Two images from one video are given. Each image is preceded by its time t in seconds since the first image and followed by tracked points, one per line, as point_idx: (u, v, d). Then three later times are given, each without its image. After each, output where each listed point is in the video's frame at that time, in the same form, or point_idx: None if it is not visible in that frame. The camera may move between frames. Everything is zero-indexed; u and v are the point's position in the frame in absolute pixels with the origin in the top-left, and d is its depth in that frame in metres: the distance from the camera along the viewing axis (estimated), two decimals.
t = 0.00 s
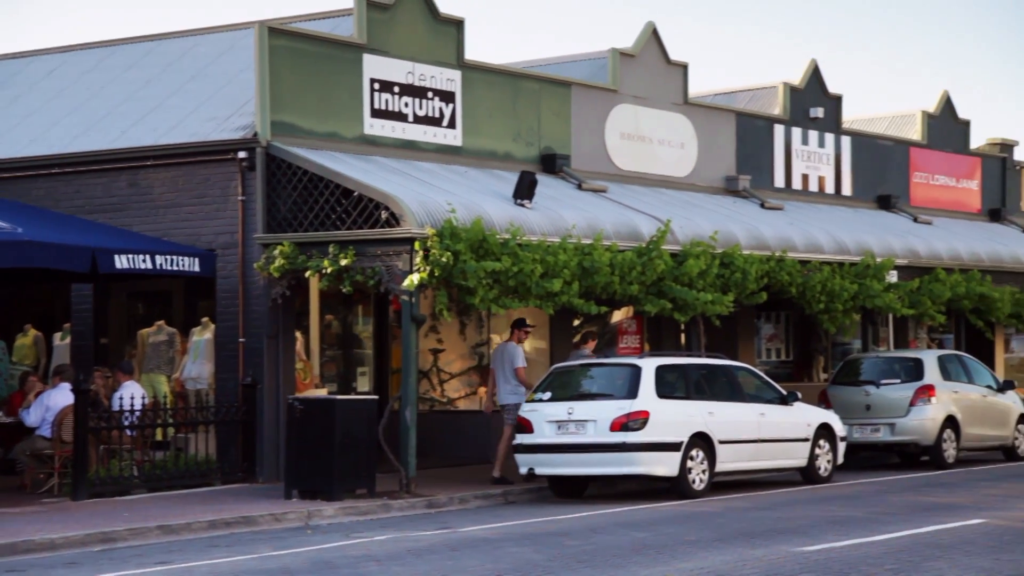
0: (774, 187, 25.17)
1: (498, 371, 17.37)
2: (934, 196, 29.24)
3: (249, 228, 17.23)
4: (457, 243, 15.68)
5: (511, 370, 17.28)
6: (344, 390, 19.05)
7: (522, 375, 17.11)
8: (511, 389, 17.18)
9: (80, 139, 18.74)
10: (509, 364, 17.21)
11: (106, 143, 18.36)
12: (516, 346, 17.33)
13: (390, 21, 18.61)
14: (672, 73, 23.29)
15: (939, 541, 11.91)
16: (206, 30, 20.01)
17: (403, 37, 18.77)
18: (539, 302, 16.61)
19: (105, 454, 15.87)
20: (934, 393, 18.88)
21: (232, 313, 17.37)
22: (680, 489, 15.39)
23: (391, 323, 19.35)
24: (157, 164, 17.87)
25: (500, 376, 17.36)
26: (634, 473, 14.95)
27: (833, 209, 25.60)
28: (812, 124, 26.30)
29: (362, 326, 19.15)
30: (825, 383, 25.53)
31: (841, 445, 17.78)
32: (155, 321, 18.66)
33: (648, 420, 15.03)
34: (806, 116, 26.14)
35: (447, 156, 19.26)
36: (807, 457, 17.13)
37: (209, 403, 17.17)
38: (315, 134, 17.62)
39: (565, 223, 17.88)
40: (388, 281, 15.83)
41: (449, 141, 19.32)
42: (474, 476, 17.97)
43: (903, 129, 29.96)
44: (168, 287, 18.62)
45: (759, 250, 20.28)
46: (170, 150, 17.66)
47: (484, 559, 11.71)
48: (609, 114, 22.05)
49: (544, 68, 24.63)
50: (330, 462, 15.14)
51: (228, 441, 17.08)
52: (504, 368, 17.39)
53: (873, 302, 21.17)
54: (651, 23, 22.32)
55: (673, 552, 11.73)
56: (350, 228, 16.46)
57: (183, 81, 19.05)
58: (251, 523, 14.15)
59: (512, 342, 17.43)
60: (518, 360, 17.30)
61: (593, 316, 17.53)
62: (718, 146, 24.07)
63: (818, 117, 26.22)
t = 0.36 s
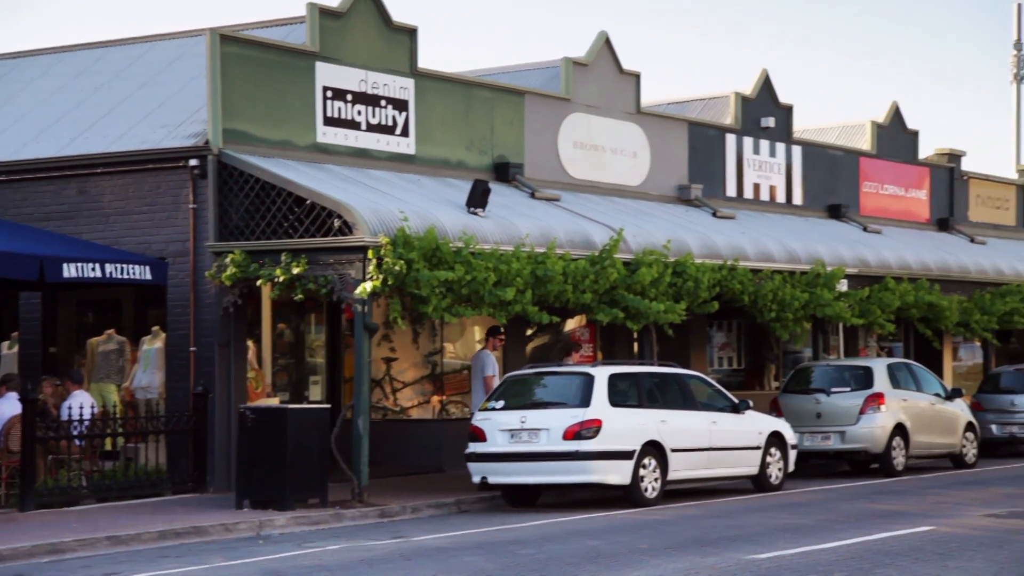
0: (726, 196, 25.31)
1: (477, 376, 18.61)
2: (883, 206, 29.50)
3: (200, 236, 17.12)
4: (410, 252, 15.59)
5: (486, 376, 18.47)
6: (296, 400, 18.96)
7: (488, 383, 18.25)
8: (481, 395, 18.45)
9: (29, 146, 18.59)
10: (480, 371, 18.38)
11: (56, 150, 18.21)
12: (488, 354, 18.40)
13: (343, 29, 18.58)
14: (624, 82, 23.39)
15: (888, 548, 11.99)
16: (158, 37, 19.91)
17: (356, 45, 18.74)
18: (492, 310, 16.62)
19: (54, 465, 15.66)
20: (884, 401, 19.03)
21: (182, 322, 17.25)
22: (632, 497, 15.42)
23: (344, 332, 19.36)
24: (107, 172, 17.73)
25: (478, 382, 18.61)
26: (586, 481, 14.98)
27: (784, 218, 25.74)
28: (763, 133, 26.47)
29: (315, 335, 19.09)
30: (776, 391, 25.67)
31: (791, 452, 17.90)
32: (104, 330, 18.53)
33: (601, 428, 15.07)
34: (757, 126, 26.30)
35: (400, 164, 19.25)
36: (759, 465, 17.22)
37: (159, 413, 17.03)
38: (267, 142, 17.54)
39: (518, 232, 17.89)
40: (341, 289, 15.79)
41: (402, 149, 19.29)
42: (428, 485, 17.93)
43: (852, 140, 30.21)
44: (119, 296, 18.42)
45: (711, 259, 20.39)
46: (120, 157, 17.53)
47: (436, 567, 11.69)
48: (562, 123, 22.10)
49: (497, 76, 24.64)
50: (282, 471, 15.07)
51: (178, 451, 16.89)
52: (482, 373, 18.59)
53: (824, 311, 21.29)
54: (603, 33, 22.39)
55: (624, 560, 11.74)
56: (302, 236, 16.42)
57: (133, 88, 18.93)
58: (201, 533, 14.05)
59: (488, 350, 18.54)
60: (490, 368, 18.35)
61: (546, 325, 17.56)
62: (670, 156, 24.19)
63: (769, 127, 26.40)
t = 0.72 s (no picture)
0: (677, 206, 25.43)
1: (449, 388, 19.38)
2: (832, 216, 29.74)
3: (150, 244, 17.00)
4: (362, 261, 15.56)
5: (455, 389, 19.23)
6: (246, 409, 18.87)
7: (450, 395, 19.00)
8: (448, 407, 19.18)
9: None
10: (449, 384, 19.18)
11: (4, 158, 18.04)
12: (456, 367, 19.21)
13: (294, 38, 18.53)
14: (576, 92, 23.47)
15: (836, 556, 12.07)
16: (107, 44, 19.79)
17: (307, 53, 18.70)
18: (443, 319, 16.61)
19: None
20: (832, 409, 19.19)
21: (131, 331, 17.13)
22: (582, 506, 15.46)
23: (295, 341, 19.38)
24: (55, 180, 17.58)
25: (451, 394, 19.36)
26: (538, 490, 15.00)
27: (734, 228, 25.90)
28: (714, 143, 26.62)
29: (266, 344, 19.03)
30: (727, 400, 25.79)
31: (742, 461, 17.99)
32: (51, 339, 18.53)
33: (552, 437, 15.09)
34: (708, 136, 26.45)
35: (352, 173, 19.22)
36: (709, 474, 17.31)
37: (107, 423, 16.88)
38: (218, 151, 17.45)
39: (470, 241, 17.90)
40: (292, 298, 15.76)
41: (353, 158, 19.27)
42: (379, 495, 17.88)
43: (801, 150, 30.46)
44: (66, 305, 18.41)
45: (662, 268, 20.48)
46: (68, 165, 17.38)
47: None
48: (514, 132, 22.13)
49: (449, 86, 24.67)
50: (231, 481, 14.96)
51: (127, 461, 16.75)
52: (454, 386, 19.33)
53: (773, 320, 21.39)
54: (555, 43, 22.45)
55: (575, 569, 11.75)
56: (253, 244, 16.38)
57: (82, 95, 18.80)
58: (150, 544, 13.94)
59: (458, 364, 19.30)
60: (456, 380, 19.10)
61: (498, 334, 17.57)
62: (621, 165, 24.29)
63: (719, 137, 26.57)
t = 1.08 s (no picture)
0: (629, 214, 25.51)
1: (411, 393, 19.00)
2: (782, 224, 29.94)
3: (99, 252, 16.88)
4: (313, 268, 15.54)
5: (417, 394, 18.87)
6: (196, 418, 18.75)
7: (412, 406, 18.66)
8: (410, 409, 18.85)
9: None
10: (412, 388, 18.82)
11: None
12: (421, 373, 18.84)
13: (245, 45, 18.45)
14: (529, 100, 23.49)
15: (786, 562, 12.15)
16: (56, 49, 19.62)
17: (258, 60, 18.61)
18: (395, 327, 16.57)
19: None
20: (782, 416, 19.31)
21: (79, 338, 16.97)
22: (534, 513, 15.46)
23: (246, 349, 19.02)
24: (3, 186, 17.42)
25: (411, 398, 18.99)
26: (489, 498, 14.99)
27: (685, 236, 26.02)
28: (665, 152, 26.74)
29: (216, 352, 18.89)
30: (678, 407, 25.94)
31: (692, 468, 18.06)
32: None
33: (504, 444, 15.10)
34: (659, 145, 26.56)
35: (303, 181, 19.15)
36: (660, 481, 17.36)
37: (54, 432, 16.72)
38: (168, 158, 17.32)
39: (422, 248, 17.87)
40: (243, 306, 15.69)
41: (305, 166, 19.21)
42: (331, 503, 17.82)
43: (752, 159, 30.64)
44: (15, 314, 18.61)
45: (614, 276, 20.52)
46: (16, 171, 17.22)
47: None
48: (466, 140, 22.12)
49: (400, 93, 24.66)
50: (181, 491, 14.85)
51: (74, 471, 16.60)
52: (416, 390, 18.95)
53: (724, 328, 21.54)
54: (507, 50, 22.47)
55: None
56: (203, 252, 16.24)
57: (31, 101, 18.63)
58: (98, 553, 13.80)
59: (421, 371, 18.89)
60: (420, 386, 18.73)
61: (450, 342, 17.54)
62: (574, 174, 24.35)
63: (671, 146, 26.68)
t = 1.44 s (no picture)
0: (578, 219, 25.59)
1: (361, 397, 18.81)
2: (730, 230, 30.11)
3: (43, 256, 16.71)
4: (261, 273, 15.46)
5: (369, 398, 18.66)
6: (143, 424, 18.64)
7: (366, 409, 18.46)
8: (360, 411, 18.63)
9: None
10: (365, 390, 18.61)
11: None
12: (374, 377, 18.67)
13: (192, 48, 18.34)
14: (478, 105, 23.49)
15: (733, 566, 12.23)
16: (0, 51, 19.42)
17: (206, 64, 18.51)
18: (344, 332, 16.52)
19: None
20: (730, 421, 19.44)
21: (24, 343, 16.80)
22: (483, 518, 15.45)
23: (193, 354, 18.97)
24: None
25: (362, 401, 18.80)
26: (438, 503, 14.98)
27: (635, 242, 26.11)
28: (614, 157, 26.81)
29: (162, 358, 18.77)
30: (626, 412, 26.05)
31: (641, 472, 18.14)
32: None
33: (453, 449, 15.09)
34: (608, 150, 26.64)
35: (251, 185, 19.07)
36: (608, 485, 17.41)
37: None
38: (114, 161, 17.19)
39: (371, 253, 17.83)
40: (190, 310, 15.61)
41: (253, 170, 19.13)
42: (279, 509, 17.76)
43: (700, 165, 30.80)
44: None
45: (564, 281, 20.56)
46: None
47: None
48: (415, 145, 22.08)
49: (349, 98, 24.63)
50: (127, 497, 14.72)
51: (18, 477, 16.52)
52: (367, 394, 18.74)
53: (673, 333, 21.64)
54: (456, 55, 22.47)
55: None
56: (150, 256, 16.18)
57: None
58: (42, 561, 13.65)
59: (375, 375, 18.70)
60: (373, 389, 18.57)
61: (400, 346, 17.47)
62: (523, 178, 24.38)
63: (620, 151, 26.77)
